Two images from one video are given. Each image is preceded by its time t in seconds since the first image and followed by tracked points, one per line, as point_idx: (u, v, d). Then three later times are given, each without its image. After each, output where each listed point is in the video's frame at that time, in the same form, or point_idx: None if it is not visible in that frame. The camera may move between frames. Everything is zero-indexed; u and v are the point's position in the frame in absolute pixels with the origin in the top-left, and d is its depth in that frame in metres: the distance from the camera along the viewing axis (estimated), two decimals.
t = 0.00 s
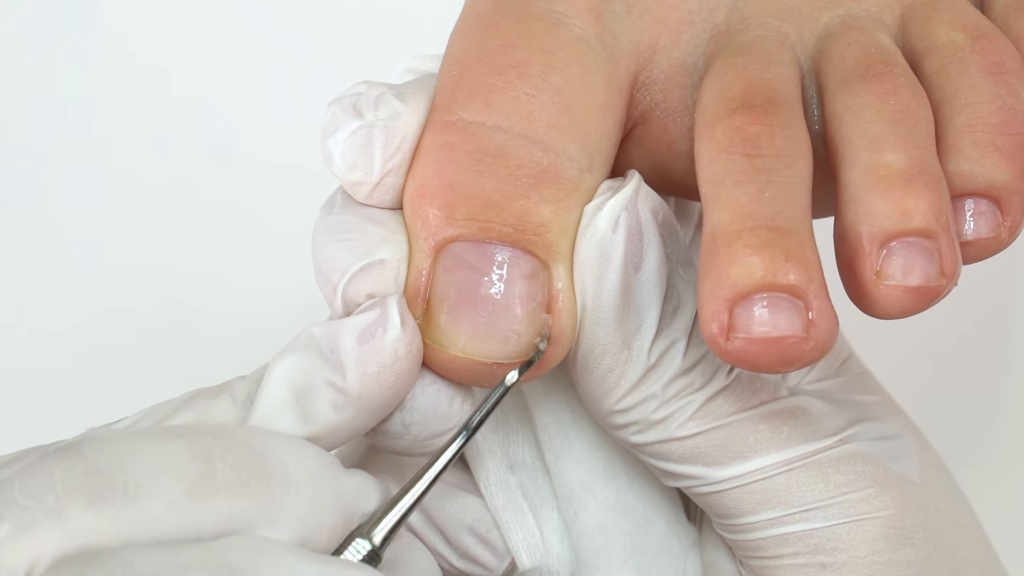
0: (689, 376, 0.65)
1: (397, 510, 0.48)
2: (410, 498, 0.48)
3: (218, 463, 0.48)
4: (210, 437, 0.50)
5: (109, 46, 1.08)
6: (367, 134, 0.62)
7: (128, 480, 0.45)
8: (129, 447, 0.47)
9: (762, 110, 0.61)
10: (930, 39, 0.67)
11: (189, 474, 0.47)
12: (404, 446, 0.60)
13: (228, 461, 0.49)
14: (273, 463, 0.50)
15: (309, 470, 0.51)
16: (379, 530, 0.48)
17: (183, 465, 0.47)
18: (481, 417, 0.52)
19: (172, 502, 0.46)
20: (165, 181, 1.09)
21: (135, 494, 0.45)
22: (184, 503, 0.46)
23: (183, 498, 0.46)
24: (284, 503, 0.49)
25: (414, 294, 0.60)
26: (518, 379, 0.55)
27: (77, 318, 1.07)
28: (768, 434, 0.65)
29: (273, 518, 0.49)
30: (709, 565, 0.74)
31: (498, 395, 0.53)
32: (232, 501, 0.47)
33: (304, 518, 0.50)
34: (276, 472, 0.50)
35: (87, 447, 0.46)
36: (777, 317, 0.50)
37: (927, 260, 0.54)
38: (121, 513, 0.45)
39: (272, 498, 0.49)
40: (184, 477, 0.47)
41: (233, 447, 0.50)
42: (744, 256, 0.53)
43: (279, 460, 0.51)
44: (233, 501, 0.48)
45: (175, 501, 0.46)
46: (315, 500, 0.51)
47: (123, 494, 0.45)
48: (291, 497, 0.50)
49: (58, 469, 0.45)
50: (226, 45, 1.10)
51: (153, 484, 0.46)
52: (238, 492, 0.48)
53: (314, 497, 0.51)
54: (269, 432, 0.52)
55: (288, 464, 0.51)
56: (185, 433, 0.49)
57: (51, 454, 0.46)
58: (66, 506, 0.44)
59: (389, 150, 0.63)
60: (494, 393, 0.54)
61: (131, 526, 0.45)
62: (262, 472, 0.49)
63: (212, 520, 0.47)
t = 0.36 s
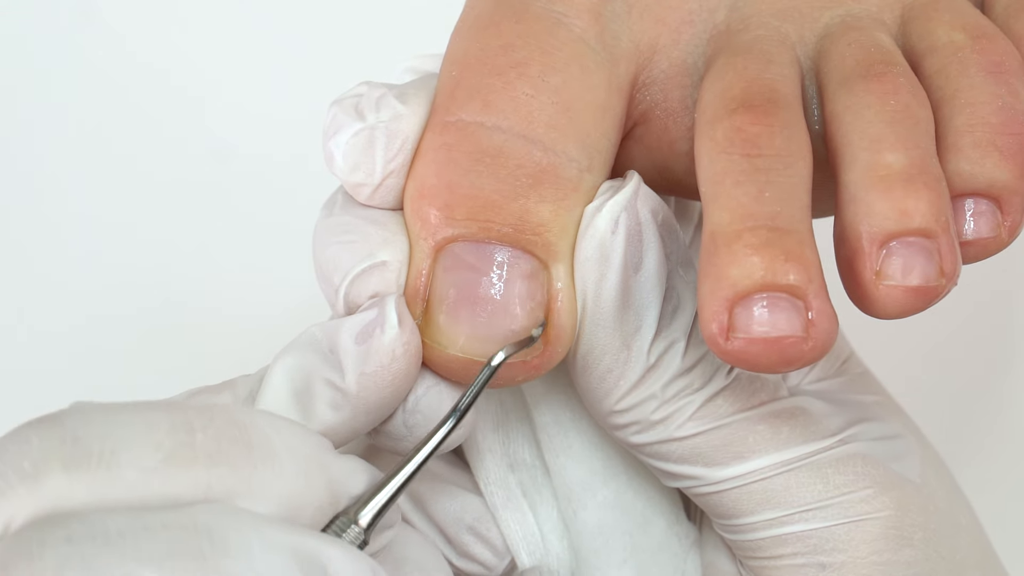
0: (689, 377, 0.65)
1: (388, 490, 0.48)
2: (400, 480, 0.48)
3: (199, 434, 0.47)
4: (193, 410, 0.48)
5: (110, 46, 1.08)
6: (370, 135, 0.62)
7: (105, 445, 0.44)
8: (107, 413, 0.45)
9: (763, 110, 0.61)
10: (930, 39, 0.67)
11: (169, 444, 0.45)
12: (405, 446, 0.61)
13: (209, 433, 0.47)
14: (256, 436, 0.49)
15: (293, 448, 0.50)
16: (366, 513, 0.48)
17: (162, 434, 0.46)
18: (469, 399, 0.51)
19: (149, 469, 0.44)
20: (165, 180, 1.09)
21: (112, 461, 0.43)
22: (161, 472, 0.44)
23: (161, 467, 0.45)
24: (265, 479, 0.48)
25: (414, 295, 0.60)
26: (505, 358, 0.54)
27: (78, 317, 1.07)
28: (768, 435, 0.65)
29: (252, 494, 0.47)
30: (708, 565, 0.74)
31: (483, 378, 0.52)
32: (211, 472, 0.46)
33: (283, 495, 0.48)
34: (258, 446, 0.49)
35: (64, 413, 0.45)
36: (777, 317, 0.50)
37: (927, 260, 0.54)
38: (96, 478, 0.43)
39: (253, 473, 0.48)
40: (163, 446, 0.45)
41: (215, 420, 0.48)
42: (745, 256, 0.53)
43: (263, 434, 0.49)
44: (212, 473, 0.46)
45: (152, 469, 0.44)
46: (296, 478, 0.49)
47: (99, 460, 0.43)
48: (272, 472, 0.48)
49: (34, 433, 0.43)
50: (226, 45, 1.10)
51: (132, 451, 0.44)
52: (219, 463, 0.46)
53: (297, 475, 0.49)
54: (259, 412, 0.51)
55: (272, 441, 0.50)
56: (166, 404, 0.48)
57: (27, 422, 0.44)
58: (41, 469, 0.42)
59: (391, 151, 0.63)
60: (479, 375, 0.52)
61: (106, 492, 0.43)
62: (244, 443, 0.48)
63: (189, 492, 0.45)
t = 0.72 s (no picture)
0: (688, 379, 0.65)
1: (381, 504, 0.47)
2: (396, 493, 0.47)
3: (198, 429, 0.47)
4: (196, 406, 0.48)
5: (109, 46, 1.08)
6: (370, 136, 0.63)
7: (102, 430, 0.45)
8: (110, 399, 0.46)
9: (764, 111, 0.61)
10: (931, 40, 0.67)
11: (168, 435, 0.46)
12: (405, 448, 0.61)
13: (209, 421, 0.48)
14: (255, 436, 0.49)
15: (290, 449, 0.50)
16: (357, 524, 0.47)
17: (163, 423, 0.46)
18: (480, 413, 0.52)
19: (144, 457, 0.45)
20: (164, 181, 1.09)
21: (109, 446, 0.44)
22: (157, 461, 0.45)
23: (156, 456, 0.45)
24: (259, 477, 0.48)
25: (413, 296, 0.60)
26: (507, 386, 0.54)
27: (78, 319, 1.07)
28: (767, 436, 0.65)
29: (246, 493, 0.47)
30: (707, 565, 0.73)
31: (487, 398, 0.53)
32: (207, 467, 0.46)
33: (278, 494, 0.49)
34: (256, 445, 0.49)
35: (74, 394, 0.46)
36: (778, 317, 0.50)
37: (928, 260, 0.53)
38: (93, 459, 0.44)
39: (247, 471, 0.48)
40: (160, 436, 0.46)
41: (216, 415, 0.49)
42: (745, 256, 0.53)
43: (261, 434, 0.50)
44: (207, 467, 0.46)
45: (147, 457, 0.45)
46: (292, 479, 0.49)
47: (97, 444, 0.44)
48: (267, 473, 0.49)
49: (35, 412, 0.44)
50: (226, 46, 1.10)
51: (130, 437, 0.45)
52: (215, 459, 0.47)
53: (292, 478, 0.49)
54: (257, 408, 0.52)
55: (269, 440, 0.50)
56: (172, 395, 0.48)
57: (31, 400, 0.46)
58: (38, 447, 0.43)
59: (392, 152, 0.63)
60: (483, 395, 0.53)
61: (101, 474, 0.44)
62: (242, 443, 0.48)
63: (182, 483, 0.46)
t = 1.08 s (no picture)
0: (691, 377, 0.65)
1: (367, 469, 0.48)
2: (382, 457, 0.48)
3: (181, 384, 0.49)
4: (180, 364, 0.50)
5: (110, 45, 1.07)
6: (373, 139, 0.63)
7: (85, 383, 0.47)
8: (96, 358, 0.48)
9: (765, 110, 0.61)
10: (932, 39, 0.67)
11: (150, 391, 0.47)
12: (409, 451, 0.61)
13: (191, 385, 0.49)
14: (237, 396, 0.50)
15: (275, 410, 0.51)
16: (342, 487, 0.48)
17: (145, 381, 0.48)
18: (470, 375, 0.53)
19: (123, 410, 0.46)
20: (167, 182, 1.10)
21: (91, 398, 0.46)
22: (137, 415, 0.46)
23: (137, 411, 0.47)
24: (243, 436, 0.49)
25: (417, 297, 0.60)
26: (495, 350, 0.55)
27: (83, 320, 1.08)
28: (770, 434, 0.65)
29: (228, 450, 0.48)
30: (710, 564, 0.73)
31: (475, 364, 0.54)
32: (189, 422, 0.47)
33: (262, 453, 0.49)
34: (237, 404, 0.50)
35: (65, 355, 0.48)
36: (779, 317, 0.50)
37: (930, 259, 0.53)
38: (74, 412, 0.46)
39: (231, 429, 0.49)
40: (142, 392, 0.47)
41: (198, 374, 0.50)
42: (747, 257, 0.53)
43: (244, 393, 0.51)
44: (188, 423, 0.47)
45: (126, 411, 0.46)
46: (276, 437, 0.50)
47: (79, 396, 0.46)
48: (250, 432, 0.49)
49: (22, 366, 0.46)
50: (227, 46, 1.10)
51: (112, 392, 0.47)
52: (196, 415, 0.48)
53: (277, 436, 0.50)
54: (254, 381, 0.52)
55: (252, 399, 0.51)
56: (158, 356, 0.50)
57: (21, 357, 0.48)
58: (22, 400, 0.45)
59: (395, 154, 0.64)
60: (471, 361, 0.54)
61: (82, 426, 0.45)
62: (224, 401, 0.49)
63: (164, 438, 0.47)
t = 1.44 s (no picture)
0: (692, 378, 0.65)
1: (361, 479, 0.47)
2: (376, 471, 0.47)
3: (182, 381, 0.49)
4: (183, 360, 0.50)
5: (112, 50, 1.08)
6: (375, 139, 0.62)
7: (87, 368, 0.46)
8: (100, 348, 0.48)
9: (765, 111, 0.61)
10: (932, 39, 0.67)
11: (150, 383, 0.47)
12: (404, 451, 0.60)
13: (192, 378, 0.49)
14: (237, 398, 0.50)
15: (271, 413, 0.51)
16: (336, 496, 0.47)
17: (146, 373, 0.48)
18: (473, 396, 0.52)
19: (123, 401, 0.46)
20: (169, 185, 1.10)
21: (90, 383, 0.46)
22: (136, 407, 0.46)
23: (134, 401, 0.46)
24: (237, 438, 0.49)
25: (417, 299, 0.60)
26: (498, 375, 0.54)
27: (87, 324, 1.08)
28: (772, 435, 0.65)
29: (222, 451, 0.48)
30: (712, 565, 0.73)
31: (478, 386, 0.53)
32: (187, 418, 0.47)
33: (256, 456, 0.49)
34: (235, 404, 0.50)
35: (66, 340, 0.48)
36: (779, 317, 0.50)
37: (930, 260, 0.54)
38: (73, 398, 0.45)
39: (226, 428, 0.49)
40: (142, 382, 0.47)
41: (200, 372, 0.50)
42: (747, 257, 0.53)
43: (242, 394, 0.51)
44: (187, 420, 0.47)
45: (125, 401, 0.46)
46: (270, 439, 0.50)
47: (78, 381, 0.46)
48: (245, 433, 0.49)
49: (23, 348, 0.46)
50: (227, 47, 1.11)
51: (111, 381, 0.47)
52: (194, 412, 0.48)
53: (271, 440, 0.50)
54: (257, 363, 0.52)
55: (252, 403, 0.51)
56: (159, 349, 0.50)
57: (23, 341, 0.48)
58: (19, 379, 0.45)
59: (396, 155, 0.64)
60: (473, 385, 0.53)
61: (79, 413, 0.45)
62: (225, 401, 0.49)
63: (159, 430, 0.46)
